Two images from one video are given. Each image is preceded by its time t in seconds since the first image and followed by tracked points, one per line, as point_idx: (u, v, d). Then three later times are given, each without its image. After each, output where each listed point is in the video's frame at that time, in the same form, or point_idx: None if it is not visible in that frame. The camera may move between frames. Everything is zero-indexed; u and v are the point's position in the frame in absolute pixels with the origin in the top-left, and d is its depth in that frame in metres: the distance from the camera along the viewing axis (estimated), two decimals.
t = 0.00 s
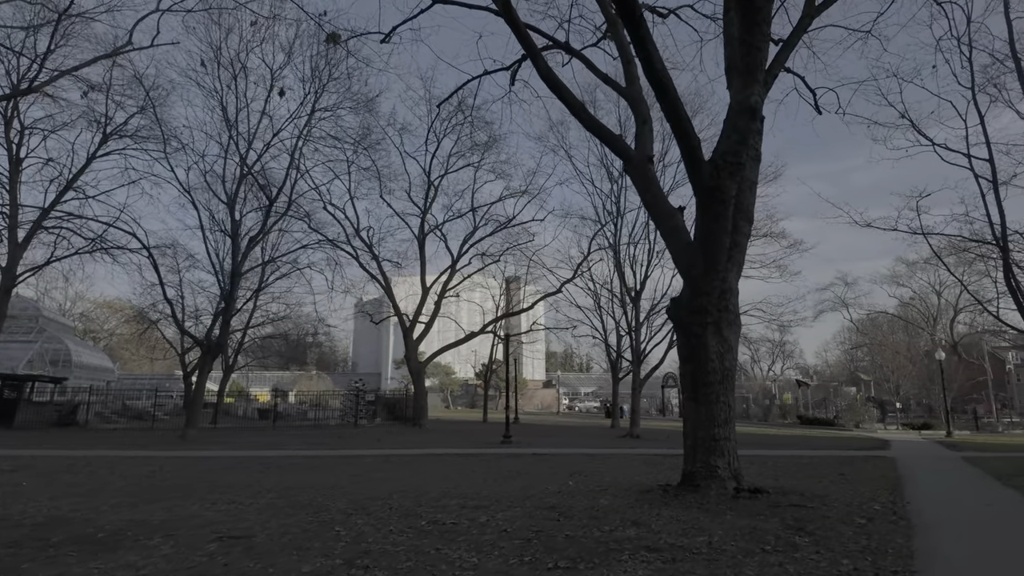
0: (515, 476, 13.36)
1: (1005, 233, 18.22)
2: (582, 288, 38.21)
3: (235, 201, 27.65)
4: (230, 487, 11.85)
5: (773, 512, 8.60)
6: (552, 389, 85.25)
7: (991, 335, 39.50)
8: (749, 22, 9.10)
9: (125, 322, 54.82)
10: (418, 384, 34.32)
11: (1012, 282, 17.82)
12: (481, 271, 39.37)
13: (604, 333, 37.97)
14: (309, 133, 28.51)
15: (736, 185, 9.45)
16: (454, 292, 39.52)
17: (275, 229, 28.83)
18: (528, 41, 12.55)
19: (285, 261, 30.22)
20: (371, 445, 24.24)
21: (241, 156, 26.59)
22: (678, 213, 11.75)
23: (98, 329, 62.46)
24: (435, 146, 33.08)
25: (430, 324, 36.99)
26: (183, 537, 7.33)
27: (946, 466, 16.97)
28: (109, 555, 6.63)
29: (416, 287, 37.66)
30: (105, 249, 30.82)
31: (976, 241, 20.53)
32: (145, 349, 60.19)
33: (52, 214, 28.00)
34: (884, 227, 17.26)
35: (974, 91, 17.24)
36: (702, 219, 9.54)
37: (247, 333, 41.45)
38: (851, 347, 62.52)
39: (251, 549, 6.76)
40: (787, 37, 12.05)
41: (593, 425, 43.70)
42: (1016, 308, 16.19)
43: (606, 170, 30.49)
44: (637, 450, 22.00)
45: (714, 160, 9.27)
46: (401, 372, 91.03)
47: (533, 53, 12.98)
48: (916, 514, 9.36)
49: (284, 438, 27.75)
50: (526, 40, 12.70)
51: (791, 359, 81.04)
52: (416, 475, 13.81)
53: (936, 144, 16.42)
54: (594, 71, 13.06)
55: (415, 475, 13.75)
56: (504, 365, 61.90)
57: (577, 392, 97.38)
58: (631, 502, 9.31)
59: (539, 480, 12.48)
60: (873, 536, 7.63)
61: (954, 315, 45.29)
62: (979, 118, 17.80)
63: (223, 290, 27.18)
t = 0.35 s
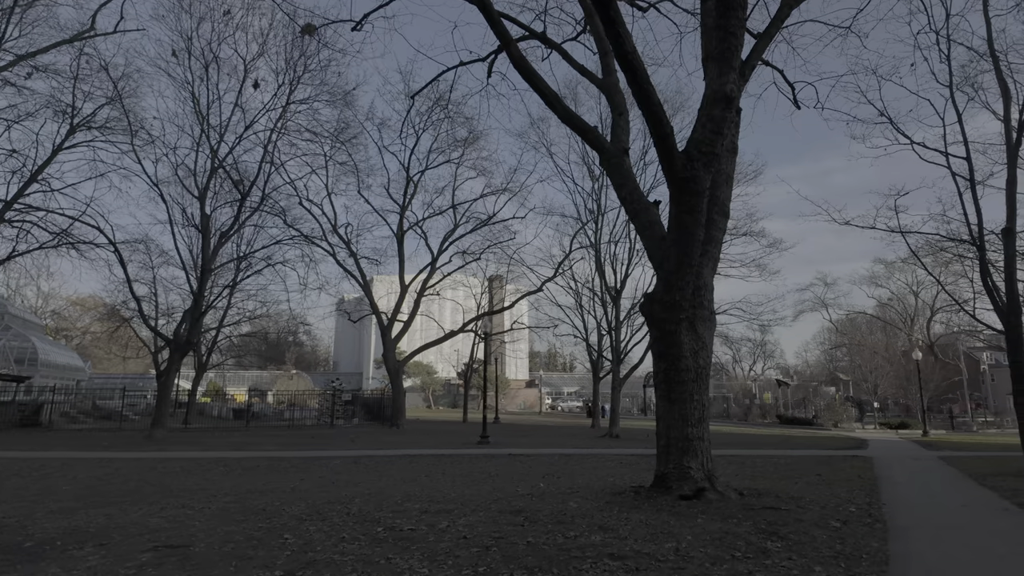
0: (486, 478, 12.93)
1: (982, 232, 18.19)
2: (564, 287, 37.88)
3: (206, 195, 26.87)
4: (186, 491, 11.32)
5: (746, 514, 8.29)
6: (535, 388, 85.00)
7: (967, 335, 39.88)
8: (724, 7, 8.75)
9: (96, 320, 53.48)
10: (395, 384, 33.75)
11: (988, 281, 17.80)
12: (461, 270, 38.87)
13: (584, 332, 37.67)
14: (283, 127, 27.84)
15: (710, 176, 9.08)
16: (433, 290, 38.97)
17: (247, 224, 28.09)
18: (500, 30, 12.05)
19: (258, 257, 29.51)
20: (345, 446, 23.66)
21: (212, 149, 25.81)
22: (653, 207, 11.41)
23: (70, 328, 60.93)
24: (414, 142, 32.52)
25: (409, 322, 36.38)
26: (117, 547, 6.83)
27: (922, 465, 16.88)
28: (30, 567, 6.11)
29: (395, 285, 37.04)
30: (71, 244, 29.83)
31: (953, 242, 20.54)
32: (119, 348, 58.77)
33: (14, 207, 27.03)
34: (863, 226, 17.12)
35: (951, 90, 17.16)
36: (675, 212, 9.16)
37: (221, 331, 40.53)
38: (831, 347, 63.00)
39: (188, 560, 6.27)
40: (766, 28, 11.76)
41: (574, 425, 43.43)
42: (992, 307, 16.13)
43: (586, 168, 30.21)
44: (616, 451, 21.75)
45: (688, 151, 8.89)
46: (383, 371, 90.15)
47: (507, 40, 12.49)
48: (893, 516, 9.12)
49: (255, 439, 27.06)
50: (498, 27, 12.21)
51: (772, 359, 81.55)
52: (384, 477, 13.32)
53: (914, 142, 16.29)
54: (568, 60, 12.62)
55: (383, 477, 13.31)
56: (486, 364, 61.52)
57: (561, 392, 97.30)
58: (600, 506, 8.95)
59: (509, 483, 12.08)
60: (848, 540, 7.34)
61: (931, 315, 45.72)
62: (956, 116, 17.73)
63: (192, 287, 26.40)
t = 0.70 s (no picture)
0: (455, 480, 12.55)
1: (958, 231, 18.19)
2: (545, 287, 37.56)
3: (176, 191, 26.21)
4: (138, 495, 10.84)
5: (716, 517, 8.01)
6: (519, 388, 84.65)
7: (943, 336, 40.28)
8: None
9: (68, 319, 52.19)
10: (372, 384, 33.22)
11: (964, 281, 17.79)
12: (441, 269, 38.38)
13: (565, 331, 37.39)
14: (257, 122, 27.28)
15: (681, 168, 8.79)
16: (413, 289, 38.45)
17: (219, 221, 27.35)
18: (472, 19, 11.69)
19: (231, 254, 28.75)
20: (318, 447, 23.14)
21: (182, 144, 25.14)
22: (626, 201, 11.13)
23: (40, 326, 59.41)
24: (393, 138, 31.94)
25: (388, 322, 35.81)
26: (45, 556, 6.40)
27: (897, 465, 16.79)
28: None
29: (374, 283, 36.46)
30: (36, 239, 28.92)
31: (929, 241, 20.56)
32: (92, 348, 57.40)
33: None
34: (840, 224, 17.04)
35: (927, 89, 17.13)
36: (645, 206, 8.87)
37: (196, 330, 39.66)
38: (812, 348, 63.45)
39: (118, 571, 5.88)
40: (742, 20, 11.52)
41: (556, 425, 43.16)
42: (967, 306, 16.09)
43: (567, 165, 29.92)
44: (593, 451, 21.46)
45: (658, 141, 8.60)
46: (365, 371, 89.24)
47: (479, 29, 12.13)
48: (865, 518, 8.91)
49: (227, 440, 26.43)
50: (469, 16, 11.85)
51: (754, 359, 82.02)
52: (350, 480, 12.87)
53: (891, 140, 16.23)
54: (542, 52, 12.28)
55: (350, 480, 12.90)
56: (468, 364, 61.05)
57: (544, 392, 97.03)
58: (567, 509, 8.62)
59: (478, 485, 11.74)
60: (818, 544, 7.10)
61: (909, 316, 46.17)
62: (933, 116, 17.73)
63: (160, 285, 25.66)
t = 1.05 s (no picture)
0: (416, 483, 12.04)
1: (928, 231, 18.25)
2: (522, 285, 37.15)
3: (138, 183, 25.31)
4: (76, 499, 10.21)
5: (680, 520, 7.70)
6: (497, 388, 84.17)
7: (914, 336, 40.81)
8: None
9: (29, 316, 50.41)
10: (343, 383, 32.55)
11: (934, 281, 17.82)
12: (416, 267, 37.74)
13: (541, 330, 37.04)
14: (224, 114, 26.54)
15: (647, 158, 8.43)
16: (387, 287, 37.78)
17: (183, 214, 26.42)
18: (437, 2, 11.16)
19: (195, 249, 27.77)
20: (283, 448, 22.46)
21: (143, 133, 24.24)
22: (596, 194, 10.74)
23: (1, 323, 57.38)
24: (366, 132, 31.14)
25: (360, 320, 35.11)
26: None
27: (867, 465, 16.73)
28: None
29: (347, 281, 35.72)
30: None
31: (901, 241, 20.59)
32: (55, 346, 55.56)
33: None
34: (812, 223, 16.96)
35: (899, 88, 17.12)
36: (611, 196, 8.49)
37: (162, 328, 38.51)
38: (787, 347, 64.02)
39: None
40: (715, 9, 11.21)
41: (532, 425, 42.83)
42: (936, 305, 16.10)
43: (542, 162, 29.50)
44: (566, 451, 21.12)
45: (624, 129, 8.22)
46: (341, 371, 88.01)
47: (443, 14, 11.60)
48: (834, 520, 8.67)
49: (190, 441, 25.59)
50: None
51: (730, 359, 82.62)
52: (307, 483, 12.29)
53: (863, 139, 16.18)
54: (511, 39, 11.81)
55: (307, 482, 12.36)
56: (445, 363, 60.43)
57: (523, 392, 96.68)
58: (527, 513, 8.23)
59: (440, 487, 11.31)
60: (784, 548, 6.81)
61: (881, 317, 46.75)
62: (905, 115, 17.72)
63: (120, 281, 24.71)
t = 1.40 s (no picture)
0: (382, 486, 11.58)
1: (904, 230, 18.25)
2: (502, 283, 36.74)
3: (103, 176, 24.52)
4: (16, 506, 9.62)
5: (647, 526, 7.40)
6: (478, 387, 83.68)
7: (891, 337, 41.13)
8: None
9: None
10: (319, 383, 31.92)
11: (910, 280, 17.81)
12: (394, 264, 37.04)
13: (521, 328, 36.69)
14: (195, 106, 25.85)
15: (618, 149, 8.08)
16: (365, 285, 37.16)
17: (150, 208, 25.59)
18: None
19: (164, 245, 26.93)
20: (253, 449, 21.82)
21: (109, 124, 23.46)
22: (568, 188, 10.38)
23: None
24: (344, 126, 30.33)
25: (337, 318, 34.47)
26: None
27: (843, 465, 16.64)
28: None
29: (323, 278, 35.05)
30: None
31: (878, 241, 20.58)
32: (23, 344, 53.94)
33: None
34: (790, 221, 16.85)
35: (877, 87, 17.09)
36: (581, 189, 8.13)
37: (132, 326, 37.51)
38: (767, 348, 64.38)
39: None
40: None
41: (512, 425, 42.49)
42: (911, 304, 16.05)
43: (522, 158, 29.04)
44: (543, 452, 20.77)
45: (594, 119, 7.87)
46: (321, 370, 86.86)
47: None
48: (807, 524, 8.43)
49: (157, 442, 24.85)
50: None
51: (711, 359, 83.07)
52: (269, 487, 11.77)
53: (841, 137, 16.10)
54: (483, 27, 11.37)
55: (268, 486, 11.85)
56: (426, 362, 59.83)
57: (506, 391, 96.33)
58: (491, 519, 7.88)
59: (407, 490, 10.90)
60: (754, 556, 6.52)
61: (859, 317, 47.15)
62: (883, 114, 17.67)
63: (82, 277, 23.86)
